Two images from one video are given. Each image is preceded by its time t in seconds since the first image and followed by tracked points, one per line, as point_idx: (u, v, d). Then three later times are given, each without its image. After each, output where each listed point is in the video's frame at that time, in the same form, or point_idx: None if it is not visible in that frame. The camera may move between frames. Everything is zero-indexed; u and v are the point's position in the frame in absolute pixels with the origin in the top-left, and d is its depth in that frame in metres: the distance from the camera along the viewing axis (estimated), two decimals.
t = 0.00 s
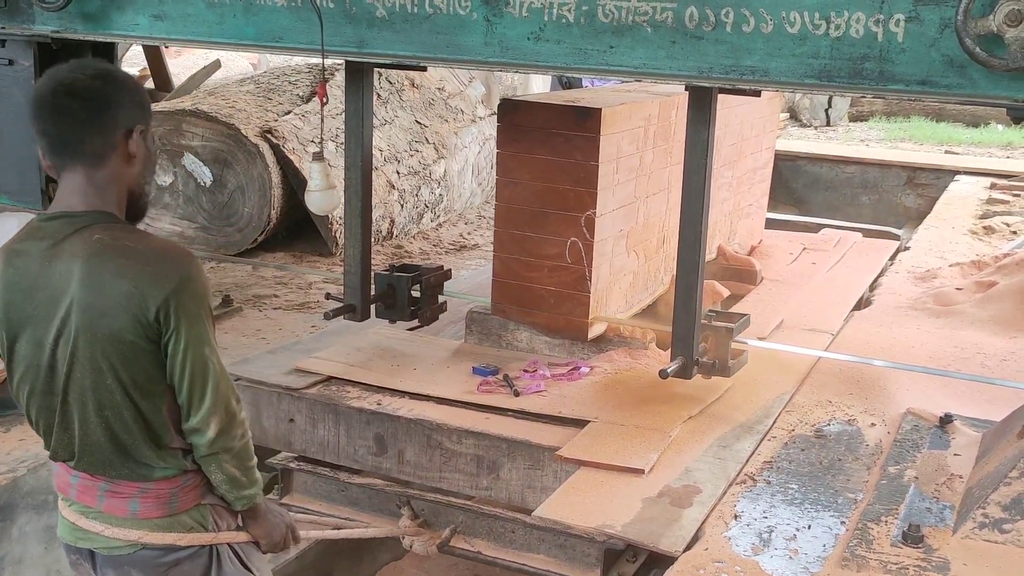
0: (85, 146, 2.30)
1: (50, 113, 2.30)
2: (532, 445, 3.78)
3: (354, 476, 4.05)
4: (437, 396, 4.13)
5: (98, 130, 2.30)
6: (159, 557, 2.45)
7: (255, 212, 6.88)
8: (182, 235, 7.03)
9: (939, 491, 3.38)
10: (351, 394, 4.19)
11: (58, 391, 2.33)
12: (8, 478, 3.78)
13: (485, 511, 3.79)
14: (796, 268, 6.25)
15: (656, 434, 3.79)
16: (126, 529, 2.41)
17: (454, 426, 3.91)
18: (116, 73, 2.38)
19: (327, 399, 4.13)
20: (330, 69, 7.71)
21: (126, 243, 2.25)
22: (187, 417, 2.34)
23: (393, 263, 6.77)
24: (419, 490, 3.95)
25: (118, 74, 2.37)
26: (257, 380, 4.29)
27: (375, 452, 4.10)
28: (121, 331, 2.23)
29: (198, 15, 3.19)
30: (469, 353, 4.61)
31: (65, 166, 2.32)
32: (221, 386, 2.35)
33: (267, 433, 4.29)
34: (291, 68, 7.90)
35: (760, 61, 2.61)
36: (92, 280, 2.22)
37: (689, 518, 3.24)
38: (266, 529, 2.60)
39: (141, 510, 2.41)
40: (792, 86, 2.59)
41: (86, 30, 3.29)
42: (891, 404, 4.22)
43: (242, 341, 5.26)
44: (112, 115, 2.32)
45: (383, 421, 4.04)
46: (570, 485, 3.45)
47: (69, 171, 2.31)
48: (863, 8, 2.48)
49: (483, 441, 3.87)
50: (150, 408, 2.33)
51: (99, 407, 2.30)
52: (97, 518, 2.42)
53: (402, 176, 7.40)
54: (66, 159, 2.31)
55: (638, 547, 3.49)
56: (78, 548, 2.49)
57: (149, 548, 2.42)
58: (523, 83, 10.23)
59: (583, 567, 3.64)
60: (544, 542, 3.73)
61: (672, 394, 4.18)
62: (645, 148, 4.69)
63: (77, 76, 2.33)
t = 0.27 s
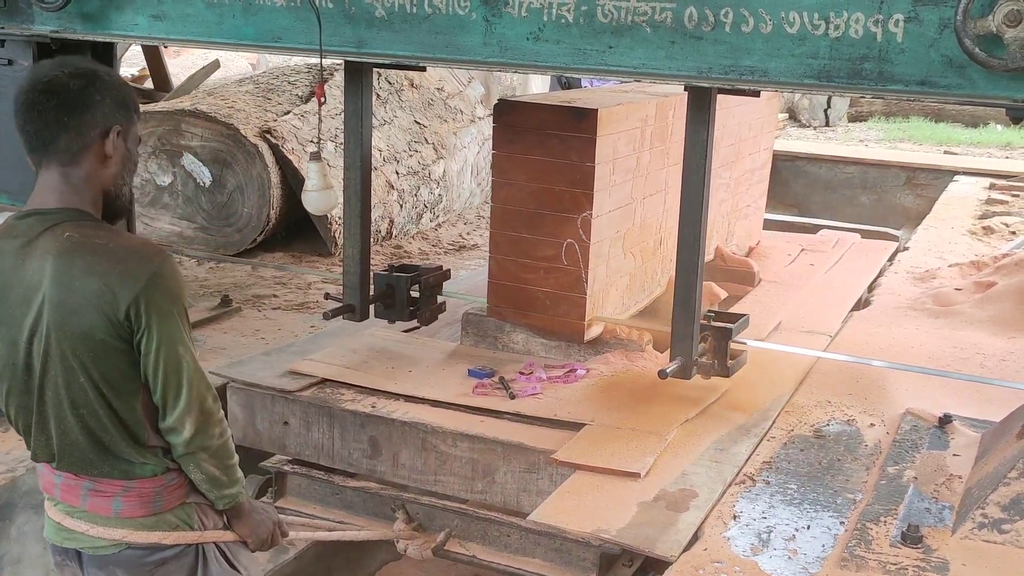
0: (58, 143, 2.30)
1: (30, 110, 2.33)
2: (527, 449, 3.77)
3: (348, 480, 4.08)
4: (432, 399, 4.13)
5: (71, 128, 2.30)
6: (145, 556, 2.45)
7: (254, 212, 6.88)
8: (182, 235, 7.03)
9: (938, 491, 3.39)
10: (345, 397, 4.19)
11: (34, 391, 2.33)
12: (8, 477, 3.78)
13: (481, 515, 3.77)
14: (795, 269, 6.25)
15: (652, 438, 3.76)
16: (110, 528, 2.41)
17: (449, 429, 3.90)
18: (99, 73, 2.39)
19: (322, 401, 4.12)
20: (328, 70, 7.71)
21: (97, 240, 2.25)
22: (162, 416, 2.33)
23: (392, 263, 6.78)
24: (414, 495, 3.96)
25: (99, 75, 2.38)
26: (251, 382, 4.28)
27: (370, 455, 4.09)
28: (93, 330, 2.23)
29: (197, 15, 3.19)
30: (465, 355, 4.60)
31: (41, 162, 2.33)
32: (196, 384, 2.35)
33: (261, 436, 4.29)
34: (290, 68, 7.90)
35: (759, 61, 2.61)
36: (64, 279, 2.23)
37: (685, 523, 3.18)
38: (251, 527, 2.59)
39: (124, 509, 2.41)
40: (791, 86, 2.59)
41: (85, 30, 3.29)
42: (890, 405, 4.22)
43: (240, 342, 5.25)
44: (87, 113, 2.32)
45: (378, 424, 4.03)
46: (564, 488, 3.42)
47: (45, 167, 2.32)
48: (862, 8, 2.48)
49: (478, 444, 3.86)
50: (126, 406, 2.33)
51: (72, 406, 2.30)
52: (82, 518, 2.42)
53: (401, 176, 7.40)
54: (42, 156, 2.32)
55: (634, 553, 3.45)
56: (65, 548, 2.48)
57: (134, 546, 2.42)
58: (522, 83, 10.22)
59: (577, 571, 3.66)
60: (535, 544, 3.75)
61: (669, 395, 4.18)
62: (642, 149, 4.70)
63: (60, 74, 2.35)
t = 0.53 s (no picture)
0: (60, 139, 2.29)
1: (27, 107, 2.31)
2: (523, 453, 3.77)
3: (343, 485, 4.06)
4: (427, 403, 4.13)
5: (73, 124, 2.29)
6: (140, 554, 2.45)
7: (254, 214, 6.88)
8: (181, 236, 7.04)
9: (938, 492, 3.39)
10: (340, 401, 4.19)
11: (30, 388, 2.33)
12: (8, 479, 3.81)
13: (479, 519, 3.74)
14: (793, 271, 6.25)
15: (650, 443, 3.72)
16: (105, 527, 2.41)
17: (445, 433, 3.90)
18: (93, 66, 2.38)
19: (317, 405, 4.12)
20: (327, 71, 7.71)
21: (95, 238, 2.24)
22: (158, 415, 2.33)
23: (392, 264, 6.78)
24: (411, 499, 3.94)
25: (95, 68, 2.38)
26: (246, 386, 4.28)
27: (365, 459, 4.09)
28: (90, 328, 2.23)
29: (197, 17, 3.19)
30: (462, 358, 4.60)
31: (42, 159, 2.32)
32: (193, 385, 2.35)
33: (256, 441, 4.29)
34: (289, 70, 7.91)
35: (759, 63, 2.61)
36: (60, 276, 2.23)
37: (681, 528, 3.16)
38: (245, 528, 2.60)
39: (120, 507, 2.41)
40: (790, 88, 2.59)
41: (84, 32, 3.29)
42: (889, 407, 4.22)
43: (239, 343, 5.25)
44: (88, 107, 2.31)
45: (373, 428, 4.03)
46: (560, 493, 3.40)
47: (46, 164, 2.31)
48: (861, 10, 2.48)
49: (474, 448, 3.86)
50: (121, 405, 2.33)
51: (67, 404, 2.30)
52: (76, 516, 2.41)
53: (401, 177, 7.40)
54: (42, 153, 2.31)
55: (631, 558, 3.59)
56: (57, 548, 2.48)
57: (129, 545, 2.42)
58: (522, 85, 10.22)
59: None
60: (531, 549, 3.75)
61: (667, 397, 4.18)
62: (639, 151, 4.70)
63: (53, 69, 2.33)
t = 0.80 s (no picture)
0: (49, 140, 2.29)
1: (14, 109, 2.31)
2: (521, 454, 3.77)
3: (340, 486, 4.03)
4: (425, 404, 4.13)
5: (62, 124, 2.29)
6: (135, 558, 2.43)
7: (253, 215, 6.89)
8: (180, 237, 7.05)
9: (937, 493, 3.40)
10: (337, 402, 4.19)
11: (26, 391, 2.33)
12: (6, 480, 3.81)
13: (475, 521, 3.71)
14: (792, 272, 6.26)
15: (647, 443, 3.73)
16: (100, 530, 2.40)
17: (442, 434, 3.90)
18: (80, 65, 2.38)
19: (314, 406, 4.12)
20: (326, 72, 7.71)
21: (89, 240, 2.25)
22: (155, 417, 2.33)
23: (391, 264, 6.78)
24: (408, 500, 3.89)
25: (82, 67, 2.37)
26: (243, 387, 4.28)
27: (363, 460, 4.09)
28: (85, 330, 2.23)
29: (196, 17, 3.19)
30: (459, 359, 4.61)
31: (31, 161, 2.31)
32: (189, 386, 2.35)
33: (254, 442, 4.29)
34: (288, 70, 7.90)
35: (757, 64, 2.61)
36: (55, 279, 2.23)
37: (678, 530, 3.15)
38: (244, 531, 2.58)
39: (115, 511, 2.41)
40: (789, 88, 2.59)
41: (82, 32, 3.29)
42: (888, 407, 4.23)
43: (238, 344, 5.25)
44: (76, 107, 2.31)
45: (371, 429, 4.02)
46: (557, 495, 3.40)
47: (36, 167, 2.31)
48: (860, 11, 2.48)
49: (471, 450, 3.86)
50: (117, 407, 2.33)
51: (64, 407, 2.30)
52: (71, 520, 2.41)
53: (400, 178, 7.40)
54: (31, 155, 2.31)
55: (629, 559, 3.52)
56: (53, 551, 2.47)
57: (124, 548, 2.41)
58: (520, 85, 10.23)
59: None
60: (529, 550, 3.73)
61: (665, 398, 4.18)
62: (637, 152, 4.70)
63: (40, 70, 2.33)
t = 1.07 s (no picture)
0: (44, 147, 2.28)
1: (11, 114, 2.31)
2: (521, 455, 3.77)
3: (340, 486, 4.03)
4: (424, 405, 4.13)
5: (56, 131, 2.28)
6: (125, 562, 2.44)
7: (252, 215, 6.89)
8: (179, 237, 7.05)
9: (936, 493, 3.40)
10: (337, 402, 4.19)
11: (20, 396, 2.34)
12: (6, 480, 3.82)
13: (475, 521, 3.70)
14: (791, 272, 6.25)
15: (646, 443, 3.73)
16: (91, 534, 2.40)
17: (441, 434, 3.89)
18: (76, 70, 2.36)
19: (313, 406, 4.12)
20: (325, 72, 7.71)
21: (82, 246, 2.25)
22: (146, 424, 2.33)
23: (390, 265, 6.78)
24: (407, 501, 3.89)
25: (79, 72, 2.36)
26: (242, 388, 4.28)
27: (362, 461, 4.09)
28: (76, 338, 2.23)
29: (195, 17, 3.19)
30: (458, 360, 4.61)
31: (27, 166, 2.32)
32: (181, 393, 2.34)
33: (253, 442, 4.29)
34: (288, 70, 7.90)
35: (756, 64, 2.61)
36: (47, 286, 2.23)
37: (678, 530, 3.16)
38: (236, 535, 2.60)
39: (106, 515, 2.40)
40: (789, 88, 2.59)
41: (81, 33, 3.29)
42: (887, 407, 4.23)
43: (238, 344, 5.25)
44: (71, 113, 2.30)
45: (370, 429, 4.02)
46: (557, 495, 3.40)
47: (31, 172, 2.31)
48: (860, 11, 2.48)
49: (470, 450, 3.86)
50: (109, 414, 2.33)
51: (56, 414, 2.30)
52: (63, 523, 2.41)
53: (399, 178, 7.40)
54: (26, 160, 2.31)
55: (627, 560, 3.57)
56: (44, 554, 2.48)
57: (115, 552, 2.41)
58: (520, 86, 10.23)
59: None
60: (528, 551, 3.72)
61: (664, 398, 4.18)
62: (636, 152, 4.70)
63: (37, 76, 2.33)
